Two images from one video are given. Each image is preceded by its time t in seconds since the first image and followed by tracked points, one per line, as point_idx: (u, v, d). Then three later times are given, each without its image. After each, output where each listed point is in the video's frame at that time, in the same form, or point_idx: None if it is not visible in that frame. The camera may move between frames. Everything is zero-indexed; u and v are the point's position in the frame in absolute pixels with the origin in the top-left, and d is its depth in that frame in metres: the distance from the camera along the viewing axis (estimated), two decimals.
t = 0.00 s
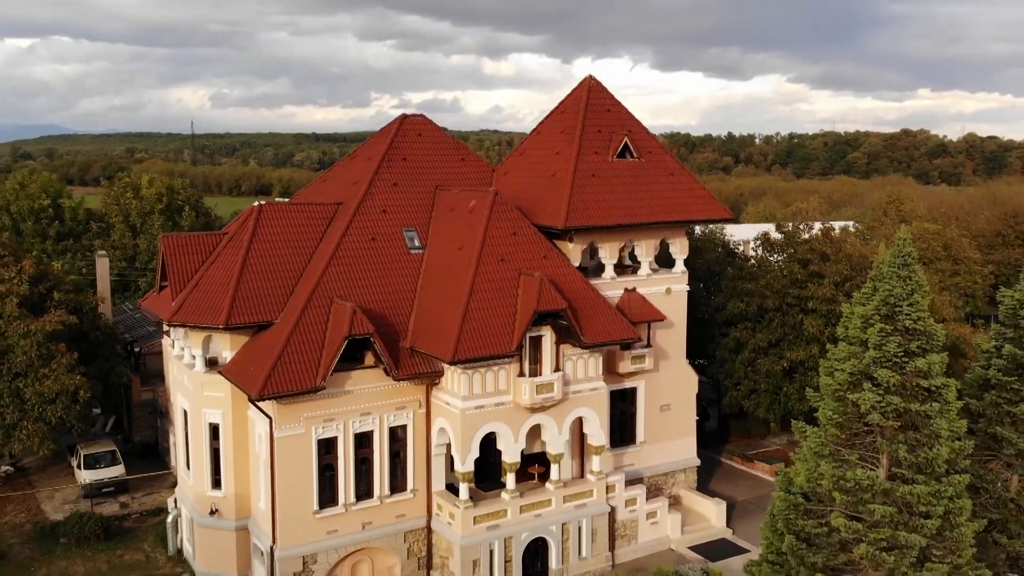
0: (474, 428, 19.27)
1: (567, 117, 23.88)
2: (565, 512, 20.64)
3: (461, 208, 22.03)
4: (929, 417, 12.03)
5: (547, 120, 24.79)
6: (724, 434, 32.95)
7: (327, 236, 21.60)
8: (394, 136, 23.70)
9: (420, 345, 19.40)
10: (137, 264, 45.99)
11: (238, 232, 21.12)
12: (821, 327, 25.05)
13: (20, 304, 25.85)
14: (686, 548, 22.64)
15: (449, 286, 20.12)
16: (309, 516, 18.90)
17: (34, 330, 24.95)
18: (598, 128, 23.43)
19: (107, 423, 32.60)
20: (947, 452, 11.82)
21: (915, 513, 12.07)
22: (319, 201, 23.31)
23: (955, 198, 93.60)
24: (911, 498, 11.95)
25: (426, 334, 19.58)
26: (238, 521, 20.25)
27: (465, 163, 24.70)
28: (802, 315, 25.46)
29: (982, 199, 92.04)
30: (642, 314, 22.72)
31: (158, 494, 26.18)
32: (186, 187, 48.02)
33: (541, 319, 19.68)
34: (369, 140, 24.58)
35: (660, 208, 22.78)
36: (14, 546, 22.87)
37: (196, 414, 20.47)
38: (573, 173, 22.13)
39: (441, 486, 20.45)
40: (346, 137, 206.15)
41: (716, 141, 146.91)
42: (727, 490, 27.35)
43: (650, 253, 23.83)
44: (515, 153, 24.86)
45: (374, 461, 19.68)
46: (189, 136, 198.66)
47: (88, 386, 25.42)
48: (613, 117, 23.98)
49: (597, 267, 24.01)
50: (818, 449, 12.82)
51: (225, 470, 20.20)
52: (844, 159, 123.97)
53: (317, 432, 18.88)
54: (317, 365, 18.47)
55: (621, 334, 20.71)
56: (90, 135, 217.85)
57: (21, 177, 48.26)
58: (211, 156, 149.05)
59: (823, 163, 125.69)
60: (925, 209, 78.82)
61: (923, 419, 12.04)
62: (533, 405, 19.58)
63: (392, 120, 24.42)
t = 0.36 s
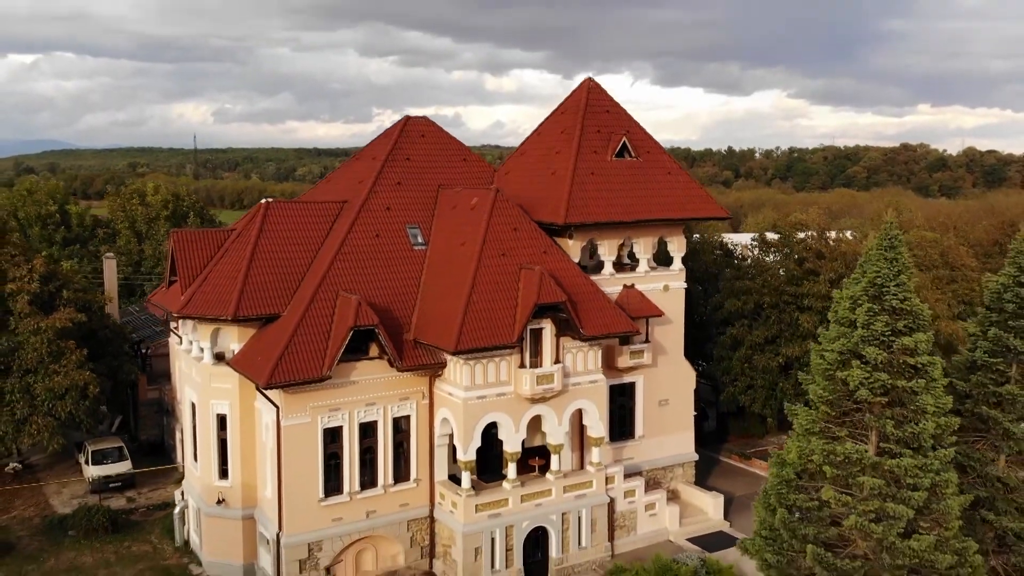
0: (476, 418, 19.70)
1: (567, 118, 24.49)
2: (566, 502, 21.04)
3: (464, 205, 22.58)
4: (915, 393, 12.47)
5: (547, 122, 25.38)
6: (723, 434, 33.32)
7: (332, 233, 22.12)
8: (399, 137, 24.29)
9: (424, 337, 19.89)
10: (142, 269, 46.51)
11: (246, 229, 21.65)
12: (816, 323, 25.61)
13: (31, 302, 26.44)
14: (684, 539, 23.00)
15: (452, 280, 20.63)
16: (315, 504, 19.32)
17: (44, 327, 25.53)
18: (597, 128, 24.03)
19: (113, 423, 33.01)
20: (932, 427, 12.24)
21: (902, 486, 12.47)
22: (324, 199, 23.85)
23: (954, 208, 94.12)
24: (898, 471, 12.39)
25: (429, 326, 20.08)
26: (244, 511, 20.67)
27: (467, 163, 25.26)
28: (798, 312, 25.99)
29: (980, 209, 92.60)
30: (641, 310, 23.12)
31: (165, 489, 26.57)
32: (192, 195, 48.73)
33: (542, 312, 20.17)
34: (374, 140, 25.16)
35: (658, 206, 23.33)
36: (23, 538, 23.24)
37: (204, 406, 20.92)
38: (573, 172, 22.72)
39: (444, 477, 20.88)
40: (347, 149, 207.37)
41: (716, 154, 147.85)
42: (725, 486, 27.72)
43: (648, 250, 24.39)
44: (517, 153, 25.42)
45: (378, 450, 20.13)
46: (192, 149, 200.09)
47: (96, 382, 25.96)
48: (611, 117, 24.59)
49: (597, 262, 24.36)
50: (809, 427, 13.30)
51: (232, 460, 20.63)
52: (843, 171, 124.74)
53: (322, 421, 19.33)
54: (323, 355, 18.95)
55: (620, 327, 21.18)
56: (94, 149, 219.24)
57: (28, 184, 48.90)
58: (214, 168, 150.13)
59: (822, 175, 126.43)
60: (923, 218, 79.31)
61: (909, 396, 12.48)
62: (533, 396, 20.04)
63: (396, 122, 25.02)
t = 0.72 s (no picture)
0: (477, 403, 20.24)
1: (565, 115, 25.16)
2: (564, 487, 21.54)
3: (465, 199, 23.20)
4: (898, 365, 13.06)
5: (546, 119, 26.04)
6: (719, 429, 33.82)
7: (337, 226, 22.72)
8: (402, 133, 24.94)
9: (426, 325, 20.48)
10: (146, 270, 47.07)
11: (253, 221, 22.25)
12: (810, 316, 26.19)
13: (41, 296, 27.01)
14: (680, 526, 23.48)
15: (454, 270, 21.21)
16: (320, 486, 19.83)
17: (54, 320, 26.25)
18: (595, 125, 24.69)
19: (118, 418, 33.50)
20: (915, 396, 12.82)
21: (886, 454, 13.04)
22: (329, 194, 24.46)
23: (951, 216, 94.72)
24: (882, 439, 12.98)
25: (432, 314, 20.68)
26: (250, 495, 21.17)
27: (468, 159, 25.90)
28: (791, 306, 26.58)
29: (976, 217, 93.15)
30: (637, 301, 23.71)
31: (171, 480, 27.04)
32: (197, 198, 49.36)
33: (541, 300, 20.76)
34: (377, 138, 25.81)
35: (654, 200, 23.96)
36: (33, 525, 23.70)
37: (212, 392, 21.45)
38: (571, 166, 23.36)
39: (445, 462, 21.40)
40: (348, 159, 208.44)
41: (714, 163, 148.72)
42: (721, 477, 28.22)
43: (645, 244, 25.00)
44: (517, 150, 26.06)
45: (382, 435, 20.66)
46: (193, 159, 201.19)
47: (105, 373, 26.58)
48: (609, 115, 25.26)
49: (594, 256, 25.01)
50: (797, 400, 13.87)
51: (239, 445, 21.14)
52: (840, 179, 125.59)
53: (328, 406, 19.87)
54: (329, 341, 19.51)
55: (617, 317, 21.75)
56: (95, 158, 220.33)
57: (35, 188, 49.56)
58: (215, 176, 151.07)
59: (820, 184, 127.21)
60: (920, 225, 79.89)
61: (893, 367, 13.07)
62: (532, 382, 20.58)
63: (399, 119, 25.66)
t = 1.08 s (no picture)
0: (477, 401, 20.59)
1: (564, 122, 25.72)
2: (563, 486, 21.84)
3: (466, 203, 23.69)
4: (886, 354, 13.52)
5: (545, 126, 26.59)
6: (717, 434, 34.11)
7: (340, 228, 23.19)
8: (404, 139, 25.45)
9: (428, 325, 20.90)
10: (150, 279, 47.47)
11: (258, 224, 22.74)
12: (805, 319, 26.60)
13: (48, 299, 27.44)
14: (678, 525, 23.74)
15: (455, 271, 21.66)
16: (323, 483, 20.16)
17: (61, 323, 26.70)
18: (593, 131, 25.23)
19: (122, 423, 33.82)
20: (903, 384, 13.33)
21: (875, 440, 13.53)
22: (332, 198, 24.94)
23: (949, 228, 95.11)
24: (871, 426, 13.44)
25: (433, 313, 21.10)
26: (254, 493, 21.49)
27: (469, 165, 26.40)
28: (787, 309, 27.00)
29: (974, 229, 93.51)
30: (635, 303, 24.09)
31: (175, 482, 27.33)
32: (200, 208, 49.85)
33: (540, 300, 21.17)
34: (379, 143, 26.31)
35: (651, 203, 24.45)
36: (39, 524, 23.99)
37: (217, 391, 21.80)
38: (569, 171, 23.87)
39: (446, 460, 21.72)
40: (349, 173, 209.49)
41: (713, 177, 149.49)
42: (718, 479, 28.49)
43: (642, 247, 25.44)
44: (516, 155, 26.57)
45: (384, 433, 21.00)
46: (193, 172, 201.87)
47: (110, 375, 26.97)
48: (606, 121, 25.80)
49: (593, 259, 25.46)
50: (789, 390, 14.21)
51: (243, 443, 21.48)
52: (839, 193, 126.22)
53: (331, 403, 20.23)
54: (332, 339, 19.91)
55: (615, 317, 22.17)
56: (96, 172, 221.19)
57: (40, 198, 50.10)
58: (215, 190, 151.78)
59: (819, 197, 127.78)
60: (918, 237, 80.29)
61: (881, 356, 13.55)
62: (532, 381, 20.93)
63: (401, 126, 26.19)
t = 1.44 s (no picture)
0: (478, 398, 20.92)
1: (564, 126, 26.25)
2: (563, 482, 22.13)
3: (467, 205, 24.15)
4: (876, 341, 14.56)
5: (545, 130, 27.11)
6: (717, 437, 34.36)
7: (343, 229, 23.62)
8: (406, 143, 25.95)
9: (429, 323, 21.28)
10: (153, 286, 47.86)
11: (263, 224, 23.18)
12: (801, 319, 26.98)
13: (55, 302, 27.85)
14: (676, 522, 23.99)
15: (456, 270, 22.07)
16: (326, 478, 20.46)
17: (67, 325, 27.08)
18: (592, 134, 25.75)
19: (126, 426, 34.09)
20: (892, 370, 14.31)
21: (866, 425, 14.47)
22: (335, 201, 25.41)
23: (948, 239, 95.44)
24: (862, 412, 14.41)
25: (435, 311, 21.49)
26: (258, 489, 21.79)
27: (470, 168, 26.88)
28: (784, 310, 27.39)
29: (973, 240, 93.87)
30: (633, 303, 24.46)
31: (179, 482, 27.62)
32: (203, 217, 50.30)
33: (540, 298, 21.53)
34: (382, 147, 26.79)
35: (649, 205, 24.90)
36: (45, 522, 24.27)
37: (222, 389, 22.14)
38: (569, 173, 24.35)
39: (447, 457, 22.04)
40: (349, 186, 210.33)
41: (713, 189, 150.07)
42: (717, 480, 28.75)
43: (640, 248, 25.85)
44: (517, 159, 27.04)
45: (386, 429, 21.33)
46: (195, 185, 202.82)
47: (116, 376, 27.31)
48: (605, 125, 26.33)
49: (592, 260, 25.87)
50: (783, 377, 15.37)
51: (248, 440, 21.81)
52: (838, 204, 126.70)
53: (334, 399, 20.57)
54: (336, 336, 20.28)
55: (614, 316, 22.54)
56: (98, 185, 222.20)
57: (46, 208, 50.65)
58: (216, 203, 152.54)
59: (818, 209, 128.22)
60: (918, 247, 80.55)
61: (871, 343, 14.61)
62: (531, 378, 21.27)
63: (403, 130, 26.70)
